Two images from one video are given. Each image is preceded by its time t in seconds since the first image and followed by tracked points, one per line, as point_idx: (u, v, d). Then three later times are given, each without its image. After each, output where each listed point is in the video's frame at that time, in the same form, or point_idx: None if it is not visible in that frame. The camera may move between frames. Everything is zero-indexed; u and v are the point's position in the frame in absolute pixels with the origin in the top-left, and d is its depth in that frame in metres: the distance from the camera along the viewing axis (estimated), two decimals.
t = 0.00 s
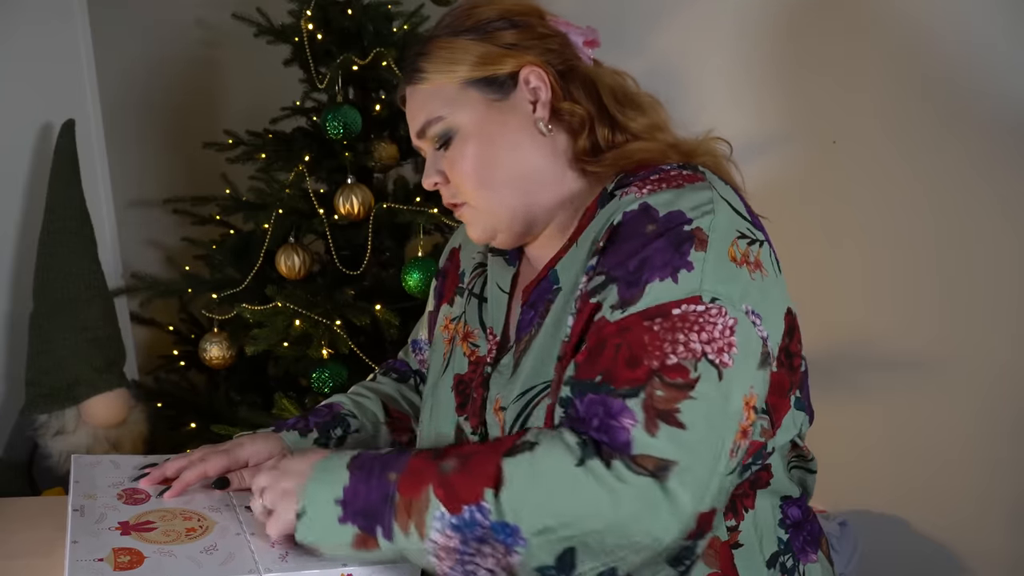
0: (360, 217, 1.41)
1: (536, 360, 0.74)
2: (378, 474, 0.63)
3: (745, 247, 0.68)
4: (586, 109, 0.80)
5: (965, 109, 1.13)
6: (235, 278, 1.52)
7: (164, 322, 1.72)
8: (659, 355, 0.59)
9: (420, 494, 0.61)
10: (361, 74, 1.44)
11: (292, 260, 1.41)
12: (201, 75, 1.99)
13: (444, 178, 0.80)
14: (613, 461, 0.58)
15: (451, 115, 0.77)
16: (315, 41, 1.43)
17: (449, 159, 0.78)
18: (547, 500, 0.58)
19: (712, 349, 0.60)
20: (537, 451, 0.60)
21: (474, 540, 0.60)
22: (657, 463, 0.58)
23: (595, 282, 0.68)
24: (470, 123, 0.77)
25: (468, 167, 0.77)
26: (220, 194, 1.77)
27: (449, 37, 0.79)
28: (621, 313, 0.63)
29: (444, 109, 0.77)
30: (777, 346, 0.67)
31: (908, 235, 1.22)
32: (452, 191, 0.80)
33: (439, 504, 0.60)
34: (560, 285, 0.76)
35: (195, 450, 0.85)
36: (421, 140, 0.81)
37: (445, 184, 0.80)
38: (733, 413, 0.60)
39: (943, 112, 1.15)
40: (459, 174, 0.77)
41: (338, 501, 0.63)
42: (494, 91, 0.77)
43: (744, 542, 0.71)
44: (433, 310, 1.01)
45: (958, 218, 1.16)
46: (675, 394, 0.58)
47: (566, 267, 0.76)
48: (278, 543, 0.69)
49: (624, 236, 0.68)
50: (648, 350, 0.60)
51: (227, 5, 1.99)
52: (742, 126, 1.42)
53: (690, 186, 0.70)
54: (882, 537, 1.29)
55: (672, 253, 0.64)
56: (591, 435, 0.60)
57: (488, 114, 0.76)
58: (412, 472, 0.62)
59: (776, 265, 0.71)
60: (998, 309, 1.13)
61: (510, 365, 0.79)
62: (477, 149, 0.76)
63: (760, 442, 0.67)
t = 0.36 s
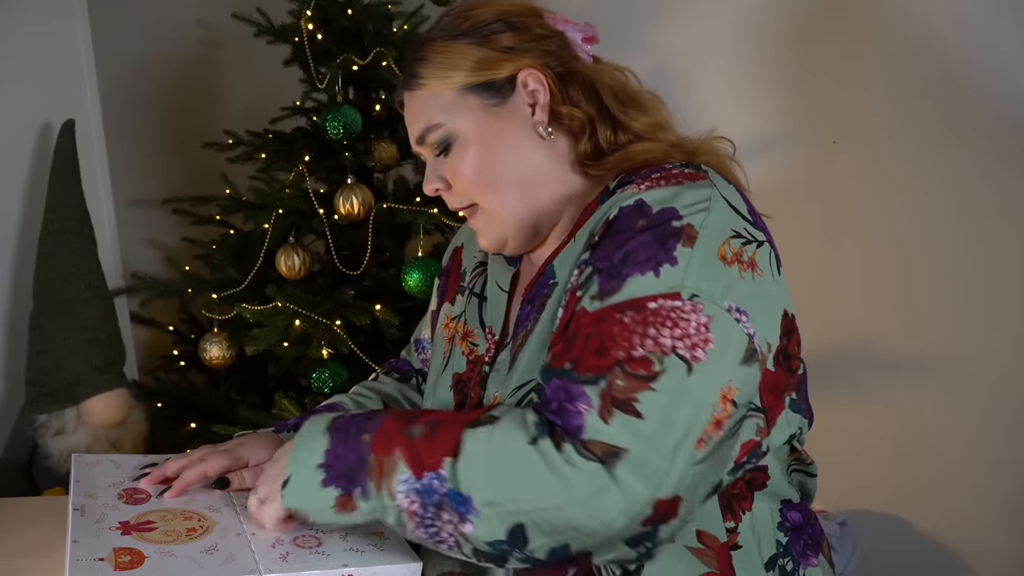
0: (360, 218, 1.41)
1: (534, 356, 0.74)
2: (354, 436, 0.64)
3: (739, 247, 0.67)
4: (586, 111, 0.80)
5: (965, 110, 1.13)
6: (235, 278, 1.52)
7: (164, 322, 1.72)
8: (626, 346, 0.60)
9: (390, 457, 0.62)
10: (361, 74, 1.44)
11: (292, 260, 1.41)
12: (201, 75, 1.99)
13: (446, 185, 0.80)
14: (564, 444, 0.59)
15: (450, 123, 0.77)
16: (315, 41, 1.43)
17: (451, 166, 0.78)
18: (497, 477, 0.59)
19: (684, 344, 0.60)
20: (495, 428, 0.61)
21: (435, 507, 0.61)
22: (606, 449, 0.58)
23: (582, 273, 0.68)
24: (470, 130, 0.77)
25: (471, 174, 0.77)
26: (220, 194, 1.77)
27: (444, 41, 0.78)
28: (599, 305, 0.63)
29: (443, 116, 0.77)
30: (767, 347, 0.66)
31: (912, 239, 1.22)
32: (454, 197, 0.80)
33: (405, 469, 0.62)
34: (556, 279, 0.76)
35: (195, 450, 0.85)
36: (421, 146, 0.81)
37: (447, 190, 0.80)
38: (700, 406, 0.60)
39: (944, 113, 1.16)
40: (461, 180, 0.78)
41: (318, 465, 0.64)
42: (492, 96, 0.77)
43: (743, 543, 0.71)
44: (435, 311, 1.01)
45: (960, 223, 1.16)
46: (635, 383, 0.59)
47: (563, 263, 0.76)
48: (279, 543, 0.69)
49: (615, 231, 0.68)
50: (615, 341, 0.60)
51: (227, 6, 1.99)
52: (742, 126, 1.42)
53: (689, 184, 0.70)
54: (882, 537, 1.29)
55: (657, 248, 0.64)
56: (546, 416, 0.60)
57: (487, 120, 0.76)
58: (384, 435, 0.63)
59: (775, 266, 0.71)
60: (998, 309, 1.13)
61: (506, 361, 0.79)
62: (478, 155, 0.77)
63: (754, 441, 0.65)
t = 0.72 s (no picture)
0: (360, 217, 1.41)
1: (538, 358, 0.74)
2: (377, 462, 0.62)
3: (741, 246, 0.68)
4: (584, 112, 0.80)
5: (965, 109, 1.13)
6: (235, 278, 1.52)
7: (164, 322, 1.72)
8: (644, 348, 0.60)
9: (415, 484, 0.61)
10: (361, 74, 1.44)
11: (293, 260, 1.41)
12: (201, 75, 1.99)
13: (445, 189, 0.80)
14: (594, 453, 0.58)
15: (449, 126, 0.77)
16: (315, 41, 1.43)
17: (451, 170, 0.78)
18: (531, 492, 0.59)
19: (700, 344, 0.60)
20: (519, 443, 0.60)
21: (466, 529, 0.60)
22: (638, 455, 0.58)
23: (589, 276, 0.68)
24: (469, 133, 0.77)
25: (470, 177, 0.77)
26: (220, 194, 1.77)
27: (440, 44, 0.78)
28: (611, 308, 0.63)
29: (441, 119, 0.77)
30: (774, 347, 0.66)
31: (911, 238, 1.22)
32: (455, 202, 0.80)
33: (432, 493, 0.60)
34: (559, 283, 0.76)
35: (195, 450, 0.85)
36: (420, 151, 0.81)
37: (446, 195, 0.80)
38: (721, 405, 0.60)
39: (944, 112, 1.16)
40: (461, 184, 0.78)
41: (339, 490, 0.62)
42: (489, 98, 0.77)
43: (743, 542, 0.71)
44: (434, 312, 1.01)
45: (958, 223, 1.16)
46: (658, 385, 0.59)
47: (565, 267, 0.76)
48: (279, 542, 0.69)
49: (619, 233, 0.68)
50: (633, 343, 0.60)
51: (227, 6, 1.99)
52: (740, 126, 1.43)
53: (689, 185, 0.71)
54: (882, 537, 1.29)
55: (665, 249, 0.64)
56: (573, 425, 0.60)
57: (485, 123, 0.76)
58: (406, 461, 0.61)
59: (775, 265, 0.71)
60: (996, 309, 1.14)
61: (510, 364, 0.79)
62: (478, 159, 0.77)
63: (758, 439, 0.67)
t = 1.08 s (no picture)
0: (360, 217, 1.41)
1: (536, 360, 0.74)
2: (358, 445, 0.62)
3: (744, 249, 0.68)
4: (579, 115, 0.80)
5: (966, 109, 1.13)
6: (235, 277, 1.52)
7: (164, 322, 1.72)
8: (635, 354, 0.59)
9: (394, 465, 0.61)
10: (361, 74, 1.44)
11: (293, 260, 1.41)
12: (201, 75, 1.99)
13: (441, 193, 0.80)
14: (573, 453, 0.58)
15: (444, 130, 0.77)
16: (315, 41, 1.43)
17: (447, 174, 0.78)
18: (508, 489, 0.58)
19: (693, 351, 0.60)
20: (501, 435, 0.60)
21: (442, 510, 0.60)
22: (615, 457, 0.58)
23: (587, 277, 0.68)
24: (464, 137, 0.77)
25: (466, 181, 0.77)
26: (220, 194, 1.77)
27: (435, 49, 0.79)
28: (608, 310, 0.63)
29: (436, 124, 0.77)
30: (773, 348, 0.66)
31: (912, 239, 1.22)
32: (450, 207, 0.80)
33: (411, 476, 0.60)
34: (558, 284, 0.76)
35: (194, 450, 0.85)
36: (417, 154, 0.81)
37: (442, 199, 0.80)
38: (710, 411, 0.60)
39: (943, 111, 1.16)
40: (457, 188, 0.78)
41: (321, 473, 0.62)
42: (483, 103, 0.77)
43: (744, 545, 0.71)
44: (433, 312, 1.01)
45: (959, 223, 1.16)
46: (645, 391, 0.58)
47: (564, 267, 0.76)
48: (278, 544, 0.69)
49: (620, 235, 0.68)
50: (625, 348, 0.60)
51: (227, 5, 1.99)
52: (739, 126, 1.43)
53: (693, 187, 0.70)
54: (882, 537, 1.29)
55: (666, 254, 0.64)
56: (556, 424, 0.60)
57: (480, 128, 0.76)
58: (387, 443, 0.61)
59: (779, 266, 0.71)
60: (997, 309, 1.13)
61: (506, 364, 0.78)
62: (473, 163, 0.77)
63: (761, 443, 0.66)
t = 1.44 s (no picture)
0: (361, 217, 1.41)
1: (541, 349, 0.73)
2: (350, 422, 0.67)
3: (742, 237, 0.66)
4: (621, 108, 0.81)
5: (965, 108, 1.14)
6: (235, 278, 1.52)
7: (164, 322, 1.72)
8: (624, 321, 0.59)
9: (381, 435, 0.65)
10: (361, 74, 1.44)
11: (292, 260, 1.41)
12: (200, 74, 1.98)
13: (515, 126, 0.74)
14: (553, 413, 0.59)
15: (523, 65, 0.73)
16: (315, 41, 1.43)
17: (530, 104, 0.74)
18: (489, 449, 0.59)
19: (683, 322, 0.59)
20: (481, 401, 0.62)
21: (426, 477, 0.63)
22: (595, 417, 0.57)
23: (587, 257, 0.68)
24: (555, 75, 0.75)
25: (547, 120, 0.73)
26: (220, 194, 1.77)
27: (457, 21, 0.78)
28: (601, 282, 0.64)
29: (517, 57, 0.75)
30: (761, 331, 0.64)
31: (913, 239, 1.22)
32: (521, 140, 0.74)
33: (398, 445, 0.64)
34: (561, 269, 0.75)
35: (195, 451, 0.85)
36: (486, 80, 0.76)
37: (514, 131, 0.74)
38: (695, 381, 0.59)
39: (944, 110, 1.17)
40: (540, 120, 0.73)
41: (320, 453, 0.68)
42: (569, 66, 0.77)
43: (741, 537, 0.72)
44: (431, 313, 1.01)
45: (960, 223, 1.17)
46: (630, 355, 0.58)
47: (568, 254, 0.75)
48: (288, 544, 0.69)
49: (620, 217, 0.68)
50: (614, 316, 0.60)
51: (227, 5, 1.99)
52: (739, 122, 1.45)
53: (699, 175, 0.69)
54: (882, 537, 1.30)
55: (661, 230, 0.64)
56: (538, 386, 0.61)
57: (569, 74, 0.76)
58: (375, 417, 0.66)
59: (777, 261, 0.69)
60: (998, 308, 1.14)
61: (507, 351, 0.77)
62: (562, 103, 0.74)
63: (749, 427, 0.64)
